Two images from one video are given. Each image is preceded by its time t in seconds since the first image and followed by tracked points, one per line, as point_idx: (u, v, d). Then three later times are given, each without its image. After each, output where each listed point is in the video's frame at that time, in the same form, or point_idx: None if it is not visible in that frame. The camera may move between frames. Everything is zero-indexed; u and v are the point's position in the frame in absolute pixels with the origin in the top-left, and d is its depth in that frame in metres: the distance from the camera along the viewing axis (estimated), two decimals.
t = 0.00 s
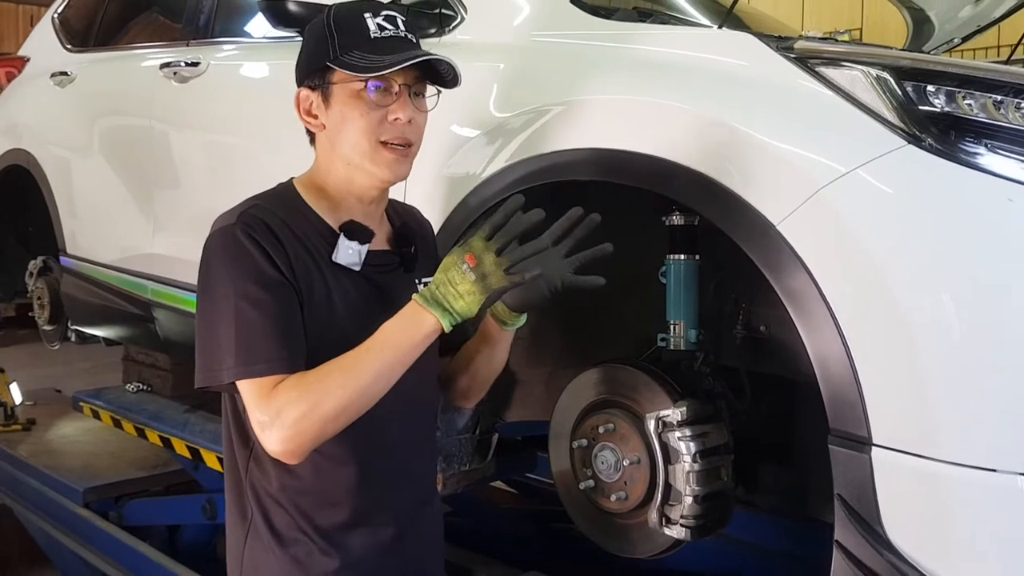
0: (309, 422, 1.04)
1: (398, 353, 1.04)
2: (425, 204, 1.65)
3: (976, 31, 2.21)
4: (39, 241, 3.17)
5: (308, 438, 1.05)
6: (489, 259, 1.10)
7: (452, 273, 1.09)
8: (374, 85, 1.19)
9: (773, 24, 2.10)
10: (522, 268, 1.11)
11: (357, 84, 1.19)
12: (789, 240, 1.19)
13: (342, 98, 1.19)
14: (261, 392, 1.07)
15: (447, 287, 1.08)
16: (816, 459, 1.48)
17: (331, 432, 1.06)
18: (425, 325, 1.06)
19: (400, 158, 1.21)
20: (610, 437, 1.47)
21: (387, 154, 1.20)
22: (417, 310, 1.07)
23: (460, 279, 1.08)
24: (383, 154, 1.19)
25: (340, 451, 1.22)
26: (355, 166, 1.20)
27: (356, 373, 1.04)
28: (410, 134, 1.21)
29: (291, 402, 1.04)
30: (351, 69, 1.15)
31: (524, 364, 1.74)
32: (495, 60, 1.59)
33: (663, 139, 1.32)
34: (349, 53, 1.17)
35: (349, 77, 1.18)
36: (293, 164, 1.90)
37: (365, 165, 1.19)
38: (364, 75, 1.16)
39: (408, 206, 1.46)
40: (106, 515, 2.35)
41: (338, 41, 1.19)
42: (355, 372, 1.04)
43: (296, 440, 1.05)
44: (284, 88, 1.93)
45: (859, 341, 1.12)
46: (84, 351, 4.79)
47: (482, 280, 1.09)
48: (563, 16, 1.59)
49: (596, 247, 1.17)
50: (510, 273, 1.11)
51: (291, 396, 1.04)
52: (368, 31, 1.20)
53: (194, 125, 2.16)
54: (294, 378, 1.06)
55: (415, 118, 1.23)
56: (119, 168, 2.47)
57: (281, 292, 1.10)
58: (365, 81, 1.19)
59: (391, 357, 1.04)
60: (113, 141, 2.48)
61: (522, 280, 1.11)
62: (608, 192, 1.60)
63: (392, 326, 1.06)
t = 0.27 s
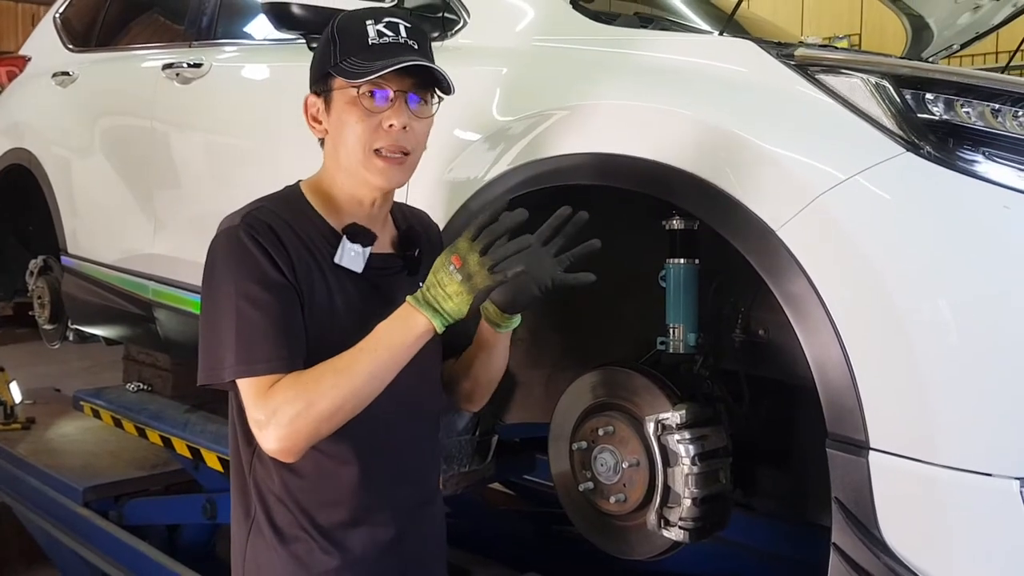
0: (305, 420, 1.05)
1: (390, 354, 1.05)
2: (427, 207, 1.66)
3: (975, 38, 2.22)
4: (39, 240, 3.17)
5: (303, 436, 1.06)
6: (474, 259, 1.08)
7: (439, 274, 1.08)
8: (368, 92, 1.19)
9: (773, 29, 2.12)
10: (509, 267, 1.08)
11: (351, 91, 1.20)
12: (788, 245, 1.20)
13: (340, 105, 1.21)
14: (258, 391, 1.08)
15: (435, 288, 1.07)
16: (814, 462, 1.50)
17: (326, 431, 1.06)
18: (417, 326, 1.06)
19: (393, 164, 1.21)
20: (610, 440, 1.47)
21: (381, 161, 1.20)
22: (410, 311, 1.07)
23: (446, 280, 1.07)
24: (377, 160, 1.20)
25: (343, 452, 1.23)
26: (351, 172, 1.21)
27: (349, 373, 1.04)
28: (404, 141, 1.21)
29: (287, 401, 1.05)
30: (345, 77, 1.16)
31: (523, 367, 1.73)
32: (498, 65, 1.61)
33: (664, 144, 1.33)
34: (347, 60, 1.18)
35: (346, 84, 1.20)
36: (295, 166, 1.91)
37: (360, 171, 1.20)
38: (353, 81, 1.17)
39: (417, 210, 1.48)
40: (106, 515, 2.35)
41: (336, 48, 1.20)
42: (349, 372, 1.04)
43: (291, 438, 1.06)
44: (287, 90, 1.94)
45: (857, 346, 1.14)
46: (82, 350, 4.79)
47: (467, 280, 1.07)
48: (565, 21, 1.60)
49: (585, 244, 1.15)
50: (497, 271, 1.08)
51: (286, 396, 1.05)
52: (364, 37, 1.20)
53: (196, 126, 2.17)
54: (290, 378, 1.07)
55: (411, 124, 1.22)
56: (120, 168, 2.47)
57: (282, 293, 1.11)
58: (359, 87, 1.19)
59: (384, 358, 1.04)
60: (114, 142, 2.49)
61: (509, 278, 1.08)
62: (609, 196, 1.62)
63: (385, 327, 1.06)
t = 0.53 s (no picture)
0: (302, 419, 1.05)
1: (381, 348, 1.05)
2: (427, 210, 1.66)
3: (975, 41, 2.23)
4: (39, 242, 3.17)
5: (302, 435, 1.06)
6: (451, 240, 1.07)
7: (419, 260, 1.07)
8: (366, 96, 1.19)
9: (772, 33, 2.12)
10: (485, 242, 1.07)
11: (350, 96, 1.20)
12: (789, 248, 1.20)
13: (339, 109, 1.20)
14: (256, 393, 1.09)
15: (418, 275, 1.06)
16: (813, 464, 1.50)
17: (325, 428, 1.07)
18: (404, 316, 1.05)
19: (391, 169, 1.20)
20: (610, 442, 1.48)
21: (379, 165, 1.19)
22: (394, 301, 1.06)
23: (427, 265, 1.06)
24: (375, 165, 1.19)
25: (344, 454, 1.23)
26: (350, 176, 1.21)
27: (342, 369, 1.04)
28: (402, 147, 1.19)
29: (284, 401, 1.05)
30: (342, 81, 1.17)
31: (523, 370, 1.74)
32: (499, 68, 1.61)
33: (665, 146, 1.33)
34: (346, 64, 1.19)
35: (345, 89, 1.20)
36: (295, 168, 1.91)
37: (359, 175, 1.20)
38: (351, 87, 1.17)
39: (425, 214, 1.48)
40: (105, 516, 2.35)
41: (337, 52, 1.21)
42: (341, 369, 1.04)
43: (291, 437, 1.07)
44: (287, 93, 1.95)
45: (857, 349, 1.14)
46: (81, 352, 4.80)
47: (446, 258, 1.06)
48: (565, 25, 1.60)
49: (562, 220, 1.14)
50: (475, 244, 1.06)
51: (283, 396, 1.06)
52: (364, 42, 1.20)
53: (196, 128, 2.17)
54: (286, 377, 1.07)
55: (409, 129, 1.21)
56: (120, 170, 2.48)
57: (283, 296, 1.11)
58: (357, 92, 1.19)
59: (375, 352, 1.04)
60: (114, 144, 2.49)
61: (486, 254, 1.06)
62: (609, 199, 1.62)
63: (374, 320, 1.06)
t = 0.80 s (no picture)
0: (297, 430, 1.05)
1: (381, 367, 1.04)
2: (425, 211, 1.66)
3: (973, 45, 2.24)
4: (36, 243, 3.17)
5: (298, 445, 1.06)
6: (460, 273, 1.04)
7: (425, 288, 1.05)
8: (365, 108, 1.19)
9: (770, 36, 2.13)
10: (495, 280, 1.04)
11: (349, 106, 1.19)
12: (786, 249, 1.20)
13: (338, 117, 1.21)
14: (254, 399, 1.09)
15: (424, 303, 1.04)
16: (809, 465, 1.50)
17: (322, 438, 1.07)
18: (409, 341, 1.04)
19: (388, 182, 1.21)
20: (606, 443, 1.48)
21: (374, 178, 1.20)
22: (398, 325, 1.05)
23: (434, 296, 1.04)
24: (370, 178, 1.20)
25: (342, 454, 1.23)
26: (344, 185, 1.22)
27: (340, 385, 1.04)
28: (399, 161, 1.21)
29: (281, 411, 1.05)
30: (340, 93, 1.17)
31: (520, 370, 1.73)
32: (497, 69, 1.61)
33: (663, 147, 1.33)
34: (347, 73, 1.19)
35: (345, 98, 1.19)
36: (293, 169, 1.91)
37: (354, 185, 1.21)
38: (351, 101, 1.17)
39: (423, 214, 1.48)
40: (101, 517, 2.35)
41: (340, 58, 1.20)
42: (340, 386, 1.04)
43: (287, 447, 1.07)
44: (284, 94, 1.95)
45: (853, 351, 1.14)
46: (77, 354, 4.79)
47: (455, 290, 1.04)
48: (563, 27, 1.61)
49: (571, 253, 1.16)
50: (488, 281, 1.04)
51: (280, 405, 1.05)
52: (368, 51, 1.19)
53: (193, 128, 2.17)
54: (284, 386, 1.07)
55: (407, 143, 1.22)
56: (117, 171, 2.47)
57: (278, 300, 1.11)
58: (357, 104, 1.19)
59: (373, 369, 1.04)
60: (111, 144, 2.49)
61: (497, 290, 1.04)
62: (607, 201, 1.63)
63: (377, 337, 1.05)
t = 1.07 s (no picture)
0: (295, 436, 1.06)
1: (381, 377, 1.04)
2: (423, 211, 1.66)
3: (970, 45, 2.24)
4: (34, 243, 3.16)
5: (296, 451, 1.07)
6: (459, 287, 1.05)
7: (426, 301, 1.05)
8: (365, 103, 1.18)
9: (768, 36, 2.13)
10: (494, 294, 1.04)
11: (349, 101, 1.19)
12: (783, 249, 1.20)
13: (338, 113, 1.20)
14: (253, 404, 1.09)
15: (424, 317, 1.05)
16: (807, 465, 1.50)
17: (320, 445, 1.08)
18: (409, 353, 1.04)
19: (388, 178, 1.21)
20: (604, 443, 1.48)
21: (375, 174, 1.20)
22: (399, 337, 1.05)
23: (433, 309, 1.04)
24: (371, 173, 1.20)
25: (340, 454, 1.23)
26: (345, 181, 1.22)
27: (340, 393, 1.04)
28: (399, 156, 1.20)
29: (280, 417, 1.06)
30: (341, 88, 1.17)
31: (518, 370, 1.73)
32: (495, 69, 1.61)
33: (662, 147, 1.33)
34: (346, 69, 1.19)
35: (344, 94, 1.19)
36: (291, 168, 1.91)
37: (355, 181, 1.21)
38: (351, 94, 1.17)
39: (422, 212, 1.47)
40: (99, 518, 2.35)
41: (338, 55, 1.20)
42: (340, 394, 1.04)
43: (285, 453, 1.08)
44: (282, 94, 1.95)
45: (850, 352, 1.14)
46: (75, 354, 4.78)
47: (455, 305, 1.04)
48: (561, 26, 1.61)
49: (566, 255, 1.15)
50: (490, 297, 1.04)
51: (278, 411, 1.06)
52: (366, 47, 1.19)
53: (192, 128, 2.17)
54: (283, 392, 1.08)
55: (407, 138, 1.21)
56: (115, 171, 2.47)
57: (277, 301, 1.11)
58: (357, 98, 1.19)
59: (372, 379, 1.04)
60: (109, 144, 2.48)
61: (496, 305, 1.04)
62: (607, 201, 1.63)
63: (377, 347, 1.05)
